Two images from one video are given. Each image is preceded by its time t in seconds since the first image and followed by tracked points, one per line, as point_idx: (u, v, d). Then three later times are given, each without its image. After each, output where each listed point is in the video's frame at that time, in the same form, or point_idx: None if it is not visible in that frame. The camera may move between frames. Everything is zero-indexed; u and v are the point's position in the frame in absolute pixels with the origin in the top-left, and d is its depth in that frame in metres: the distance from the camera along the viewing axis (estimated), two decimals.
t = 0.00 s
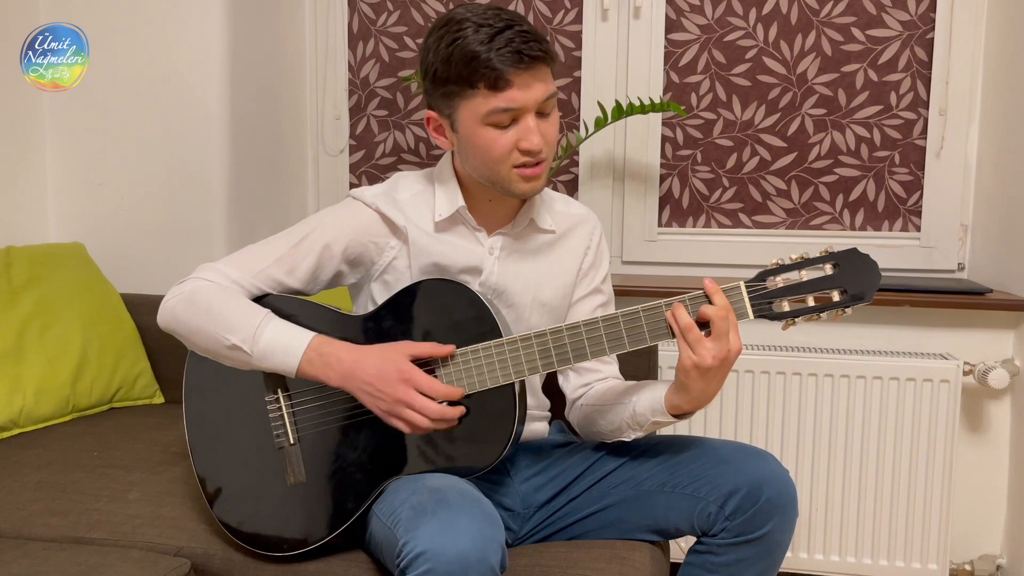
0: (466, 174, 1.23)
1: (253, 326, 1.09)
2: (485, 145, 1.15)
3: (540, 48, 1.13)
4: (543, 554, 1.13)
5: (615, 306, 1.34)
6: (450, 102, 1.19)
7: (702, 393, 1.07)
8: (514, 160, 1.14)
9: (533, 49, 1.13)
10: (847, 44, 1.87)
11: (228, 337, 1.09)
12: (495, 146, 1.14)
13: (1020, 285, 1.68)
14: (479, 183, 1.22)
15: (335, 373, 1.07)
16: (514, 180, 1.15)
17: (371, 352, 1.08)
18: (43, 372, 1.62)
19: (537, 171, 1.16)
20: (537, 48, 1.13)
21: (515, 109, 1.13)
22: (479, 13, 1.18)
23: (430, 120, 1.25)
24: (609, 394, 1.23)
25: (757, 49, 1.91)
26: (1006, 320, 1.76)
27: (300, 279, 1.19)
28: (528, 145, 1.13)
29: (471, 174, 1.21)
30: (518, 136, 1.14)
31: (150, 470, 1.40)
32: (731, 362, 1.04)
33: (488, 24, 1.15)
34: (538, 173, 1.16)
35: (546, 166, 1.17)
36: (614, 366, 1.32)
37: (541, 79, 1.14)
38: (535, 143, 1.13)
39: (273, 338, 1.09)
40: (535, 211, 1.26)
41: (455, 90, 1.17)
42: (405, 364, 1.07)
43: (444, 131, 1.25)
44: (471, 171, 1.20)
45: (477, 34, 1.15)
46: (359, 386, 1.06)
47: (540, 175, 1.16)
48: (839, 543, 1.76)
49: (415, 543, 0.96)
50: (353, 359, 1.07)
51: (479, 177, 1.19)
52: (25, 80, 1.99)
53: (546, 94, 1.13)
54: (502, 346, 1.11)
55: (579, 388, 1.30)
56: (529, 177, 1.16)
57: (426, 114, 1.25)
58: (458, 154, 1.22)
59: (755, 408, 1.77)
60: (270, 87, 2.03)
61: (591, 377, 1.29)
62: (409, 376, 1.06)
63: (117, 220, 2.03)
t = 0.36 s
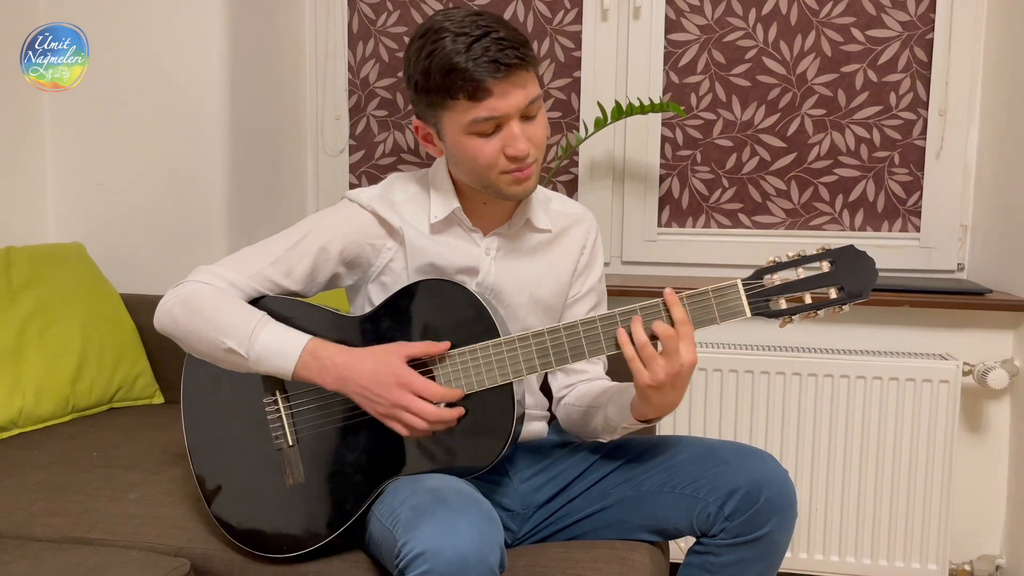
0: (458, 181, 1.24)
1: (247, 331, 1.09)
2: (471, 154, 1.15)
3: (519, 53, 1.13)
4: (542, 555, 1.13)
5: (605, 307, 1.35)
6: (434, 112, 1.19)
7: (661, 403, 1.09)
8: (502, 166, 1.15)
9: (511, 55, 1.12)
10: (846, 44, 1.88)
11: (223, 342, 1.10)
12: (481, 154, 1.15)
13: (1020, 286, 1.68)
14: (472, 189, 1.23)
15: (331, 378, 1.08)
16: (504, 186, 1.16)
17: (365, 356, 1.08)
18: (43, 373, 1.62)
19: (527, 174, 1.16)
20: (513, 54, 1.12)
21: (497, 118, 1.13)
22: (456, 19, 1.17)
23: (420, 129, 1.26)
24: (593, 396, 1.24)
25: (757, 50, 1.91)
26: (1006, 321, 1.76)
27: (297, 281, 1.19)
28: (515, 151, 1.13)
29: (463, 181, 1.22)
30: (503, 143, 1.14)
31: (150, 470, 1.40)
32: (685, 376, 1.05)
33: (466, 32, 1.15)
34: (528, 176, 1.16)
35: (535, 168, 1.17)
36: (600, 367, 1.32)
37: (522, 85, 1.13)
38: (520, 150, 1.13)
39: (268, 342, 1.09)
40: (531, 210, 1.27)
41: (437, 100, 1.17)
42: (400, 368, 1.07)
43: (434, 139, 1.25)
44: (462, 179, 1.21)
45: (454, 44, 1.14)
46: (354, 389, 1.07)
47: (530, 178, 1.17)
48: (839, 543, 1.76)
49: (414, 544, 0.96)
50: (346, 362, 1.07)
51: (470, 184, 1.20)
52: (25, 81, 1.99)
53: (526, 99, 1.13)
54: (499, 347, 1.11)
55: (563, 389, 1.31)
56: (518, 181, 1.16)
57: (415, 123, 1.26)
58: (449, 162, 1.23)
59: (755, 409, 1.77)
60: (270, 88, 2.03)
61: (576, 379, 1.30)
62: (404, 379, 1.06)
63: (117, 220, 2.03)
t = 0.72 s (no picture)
0: (449, 183, 1.24)
1: (245, 337, 1.09)
2: (457, 155, 1.16)
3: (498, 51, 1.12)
4: (543, 553, 1.13)
5: (602, 305, 1.35)
6: (421, 115, 1.20)
7: (645, 396, 1.10)
8: (488, 166, 1.14)
9: (489, 53, 1.12)
10: (847, 43, 1.87)
11: (220, 347, 1.10)
12: (466, 155, 1.14)
13: (1020, 285, 1.68)
14: (465, 189, 1.23)
15: (328, 377, 1.07)
16: (492, 185, 1.16)
17: (361, 369, 1.08)
18: (43, 372, 1.62)
19: (514, 173, 1.15)
20: (489, 52, 1.12)
21: (479, 117, 1.12)
22: (438, 19, 1.18)
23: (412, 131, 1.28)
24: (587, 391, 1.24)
25: (757, 49, 1.91)
26: (1006, 320, 1.76)
27: (294, 281, 1.19)
28: (498, 150, 1.13)
29: (455, 183, 1.22)
30: (487, 142, 1.13)
31: (150, 469, 1.40)
32: (670, 373, 1.06)
33: (445, 33, 1.15)
34: (515, 175, 1.16)
35: (522, 166, 1.16)
36: (595, 362, 1.32)
37: (502, 83, 1.13)
38: (504, 147, 1.12)
39: (265, 350, 1.09)
40: (528, 208, 1.27)
41: (421, 103, 1.18)
42: (391, 387, 1.06)
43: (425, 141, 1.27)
44: (454, 180, 1.21)
45: (435, 45, 1.15)
46: (346, 402, 1.06)
47: (517, 176, 1.16)
48: (839, 542, 1.76)
49: (414, 543, 0.96)
50: (344, 372, 1.07)
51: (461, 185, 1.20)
52: (25, 80, 1.99)
53: (507, 97, 1.12)
54: (497, 344, 1.11)
55: (558, 385, 1.31)
56: (506, 180, 1.15)
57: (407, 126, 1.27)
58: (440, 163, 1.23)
59: (755, 408, 1.77)
60: (270, 87, 2.03)
61: (572, 375, 1.30)
62: (394, 398, 1.05)
63: (116, 219, 2.02)
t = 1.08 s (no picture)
0: (445, 179, 1.25)
1: (250, 317, 1.10)
2: (450, 151, 1.15)
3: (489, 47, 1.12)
4: (542, 552, 1.13)
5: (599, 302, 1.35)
6: (415, 111, 1.20)
7: (639, 389, 1.11)
8: (482, 162, 1.14)
9: (480, 49, 1.12)
10: (847, 42, 1.87)
11: (224, 332, 1.10)
12: (460, 151, 1.14)
13: (1020, 283, 1.67)
14: (461, 186, 1.22)
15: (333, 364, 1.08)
16: (487, 182, 1.15)
17: (368, 334, 1.10)
18: (42, 371, 1.62)
19: (508, 169, 1.15)
20: (479, 47, 1.11)
21: (471, 112, 1.12)
22: (432, 16, 1.18)
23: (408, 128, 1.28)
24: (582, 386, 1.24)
25: (757, 47, 1.91)
26: (1006, 319, 1.75)
27: (294, 279, 1.19)
28: (492, 146, 1.12)
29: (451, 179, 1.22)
30: (480, 137, 1.13)
31: (149, 468, 1.40)
32: (665, 370, 1.06)
33: (438, 29, 1.15)
34: (509, 171, 1.15)
35: (517, 162, 1.16)
36: (591, 360, 1.32)
37: (494, 79, 1.13)
38: (497, 143, 1.12)
39: (271, 329, 1.10)
40: (528, 206, 1.27)
41: (415, 99, 1.18)
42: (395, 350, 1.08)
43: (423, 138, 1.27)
44: (449, 176, 1.21)
45: (428, 41, 1.15)
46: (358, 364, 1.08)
47: (512, 172, 1.16)
48: (839, 541, 1.76)
49: (414, 541, 0.96)
50: (351, 342, 1.09)
51: (457, 182, 1.20)
52: (25, 80, 1.99)
53: (500, 93, 1.12)
54: (498, 343, 1.11)
55: (553, 383, 1.30)
56: (500, 176, 1.15)
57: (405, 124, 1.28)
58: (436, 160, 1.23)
59: (755, 407, 1.77)
60: (270, 86, 2.03)
61: (567, 373, 1.30)
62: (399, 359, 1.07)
63: (116, 218, 2.02)
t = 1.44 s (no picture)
0: (450, 174, 1.24)
1: (247, 331, 1.09)
2: (457, 144, 1.15)
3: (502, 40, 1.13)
4: (542, 551, 1.13)
5: (598, 301, 1.36)
6: (422, 104, 1.20)
7: (639, 387, 1.11)
8: (489, 156, 1.14)
9: (493, 42, 1.12)
10: (847, 41, 1.87)
11: (222, 341, 1.10)
12: (467, 144, 1.14)
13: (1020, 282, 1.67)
14: (465, 181, 1.22)
15: (332, 369, 1.07)
16: (492, 177, 1.15)
17: (367, 360, 1.08)
18: (42, 370, 1.62)
19: (514, 164, 1.15)
20: (491, 40, 1.12)
21: (482, 105, 1.12)
22: (443, 10, 1.18)
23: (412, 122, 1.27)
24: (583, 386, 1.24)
25: (757, 46, 1.91)
26: (1006, 317, 1.75)
27: (295, 278, 1.19)
28: (500, 139, 1.12)
29: (454, 174, 1.22)
30: (489, 131, 1.13)
31: (149, 467, 1.40)
32: (665, 370, 1.07)
33: (450, 21, 1.15)
34: (516, 167, 1.16)
35: (523, 158, 1.16)
36: (592, 359, 1.32)
37: (506, 72, 1.13)
38: (506, 137, 1.12)
39: (268, 342, 1.09)
40: (529, 206, 1.27)
41: (424, 92, 1.18)
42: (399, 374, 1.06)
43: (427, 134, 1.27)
44: (453, 171, 1.21)
45: (438, 34, 1.15)
46: (355, 391, 1.06)
47: (518, 167, 1.16)
48: (839, 540, 1.76)
49: (414, 539, 0.96)
50: (347, 364, 1.07)
51: (462, 177, 1.20)
52: (25, 80, 1.99)
53: (511, 87, 1.12)
54: (499, 342, 1.11)
55: (553, 382, 1.31)
56: (506, 171, 1.15)
57: (408, 118, 1.28)
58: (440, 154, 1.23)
59: (755, 406, 1.77)
60: (270, 85, 2.03)
61: (568, 372, 1.30)
62: (403, 385, 1.06)
63: (116, 218, 2.02)
